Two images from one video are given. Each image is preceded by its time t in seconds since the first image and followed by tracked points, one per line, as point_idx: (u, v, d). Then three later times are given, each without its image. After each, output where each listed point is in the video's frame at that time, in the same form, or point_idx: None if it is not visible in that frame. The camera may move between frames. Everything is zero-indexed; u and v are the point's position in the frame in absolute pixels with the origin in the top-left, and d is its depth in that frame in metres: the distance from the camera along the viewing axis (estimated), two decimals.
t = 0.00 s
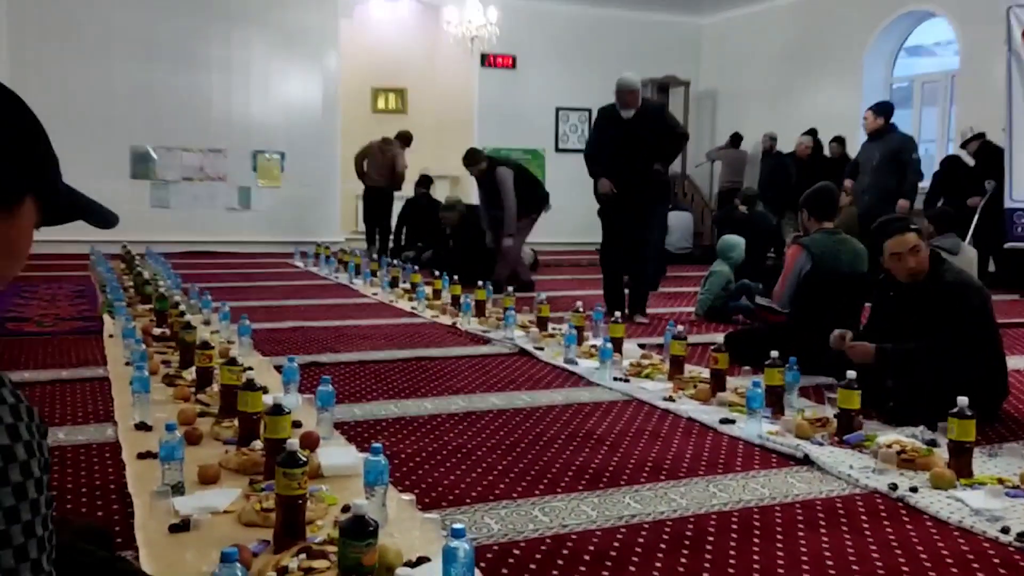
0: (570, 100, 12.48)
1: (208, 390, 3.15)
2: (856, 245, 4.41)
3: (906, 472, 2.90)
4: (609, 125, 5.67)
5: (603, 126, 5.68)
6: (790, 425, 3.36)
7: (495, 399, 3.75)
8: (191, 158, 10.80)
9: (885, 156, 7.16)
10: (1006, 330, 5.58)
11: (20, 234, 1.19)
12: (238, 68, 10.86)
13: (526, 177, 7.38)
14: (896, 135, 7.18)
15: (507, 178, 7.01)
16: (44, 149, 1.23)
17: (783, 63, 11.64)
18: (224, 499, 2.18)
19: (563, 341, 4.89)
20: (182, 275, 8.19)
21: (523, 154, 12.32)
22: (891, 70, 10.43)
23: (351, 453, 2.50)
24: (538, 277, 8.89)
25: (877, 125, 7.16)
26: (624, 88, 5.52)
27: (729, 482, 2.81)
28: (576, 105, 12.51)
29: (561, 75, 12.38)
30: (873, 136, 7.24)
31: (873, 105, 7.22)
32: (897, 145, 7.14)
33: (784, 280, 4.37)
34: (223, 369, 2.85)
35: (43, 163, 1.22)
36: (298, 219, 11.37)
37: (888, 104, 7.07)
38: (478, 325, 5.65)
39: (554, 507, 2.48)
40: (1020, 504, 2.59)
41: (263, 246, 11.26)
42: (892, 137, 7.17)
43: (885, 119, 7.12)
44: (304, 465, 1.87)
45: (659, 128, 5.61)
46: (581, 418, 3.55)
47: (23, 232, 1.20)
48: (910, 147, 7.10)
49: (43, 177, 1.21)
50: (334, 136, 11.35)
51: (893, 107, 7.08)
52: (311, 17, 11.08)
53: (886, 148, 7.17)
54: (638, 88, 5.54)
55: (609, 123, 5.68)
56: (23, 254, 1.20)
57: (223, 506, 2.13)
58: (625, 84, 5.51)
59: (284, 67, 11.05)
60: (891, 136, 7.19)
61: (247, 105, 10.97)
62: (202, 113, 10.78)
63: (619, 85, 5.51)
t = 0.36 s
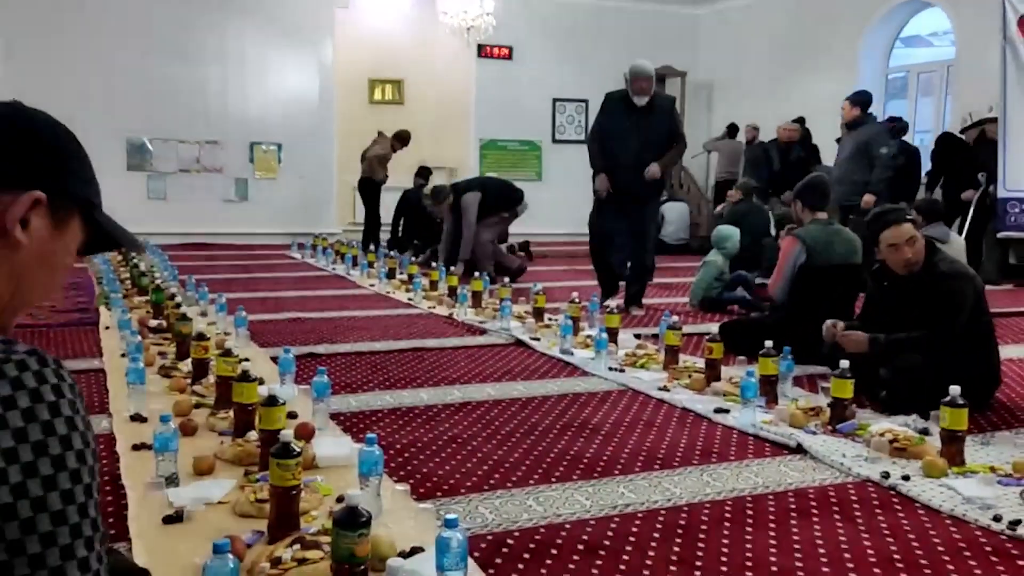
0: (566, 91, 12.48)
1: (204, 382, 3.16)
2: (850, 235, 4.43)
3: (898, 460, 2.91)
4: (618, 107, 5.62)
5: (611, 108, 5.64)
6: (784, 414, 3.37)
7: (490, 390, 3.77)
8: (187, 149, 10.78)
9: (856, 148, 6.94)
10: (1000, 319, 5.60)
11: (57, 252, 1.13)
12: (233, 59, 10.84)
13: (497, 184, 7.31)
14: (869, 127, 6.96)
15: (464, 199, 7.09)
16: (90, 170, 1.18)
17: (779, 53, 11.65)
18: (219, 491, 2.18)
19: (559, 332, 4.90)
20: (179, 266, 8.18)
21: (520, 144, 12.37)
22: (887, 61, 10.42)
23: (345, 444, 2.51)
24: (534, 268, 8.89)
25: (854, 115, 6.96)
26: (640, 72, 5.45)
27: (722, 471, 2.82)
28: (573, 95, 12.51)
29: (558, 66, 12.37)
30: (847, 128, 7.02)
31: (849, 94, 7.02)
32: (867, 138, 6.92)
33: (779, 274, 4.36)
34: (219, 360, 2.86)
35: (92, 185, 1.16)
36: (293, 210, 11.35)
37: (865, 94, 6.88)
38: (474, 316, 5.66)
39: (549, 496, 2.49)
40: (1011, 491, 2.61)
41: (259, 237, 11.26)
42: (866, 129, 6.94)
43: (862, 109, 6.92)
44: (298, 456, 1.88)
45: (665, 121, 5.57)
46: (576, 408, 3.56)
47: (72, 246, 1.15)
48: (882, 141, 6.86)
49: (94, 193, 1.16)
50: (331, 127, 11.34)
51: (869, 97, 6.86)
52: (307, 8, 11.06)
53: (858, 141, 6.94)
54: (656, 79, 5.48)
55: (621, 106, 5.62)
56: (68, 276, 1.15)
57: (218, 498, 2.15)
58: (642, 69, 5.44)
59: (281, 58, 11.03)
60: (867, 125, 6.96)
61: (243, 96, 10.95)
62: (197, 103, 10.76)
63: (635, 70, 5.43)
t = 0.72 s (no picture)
0: (557, 86, 12.47)
1: (192, 378, 3.15)
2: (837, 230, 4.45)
3: (884, 454, 2.93)
4: (604, 103, 5.58)
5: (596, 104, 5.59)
6: (773, 409, 3.38)
7: (480, 385, 3.77)
8: (176, 145, 10.75)
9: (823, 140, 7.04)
10: (987, 313, 5.63)
11: (90, 279, 1.21)
12: (223, 54, 10.79)
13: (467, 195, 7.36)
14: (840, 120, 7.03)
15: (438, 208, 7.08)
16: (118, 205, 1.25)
17: (769, 49, 11.67)
18: (205, 487, 2.18)
19: (549, 327, 4.91)
20: (168, 262, 8.16)
21: (511, 139, 12.37)
22: (877, 56, 10.44)
23: (333, 440, 2.50)
24: (525, 263, 8.90)
25: (828, 109, 7.08)
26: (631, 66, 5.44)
27: (711, 465, 2.83)
28: (564, 90, 12.50)
29: (548, 61, 12.36)
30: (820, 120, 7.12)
31: (827, 89, 7.14)
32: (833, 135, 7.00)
33: (768, 268, 4.36)
34: (207, 357, 2.85)
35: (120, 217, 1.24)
36: (281, 207, 11.33)
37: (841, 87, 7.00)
38: (465, 311, 5.66)
39: (537, 492, 2.50)
40: (997, 485, 2.63)
41: (249, 233, 11.24)
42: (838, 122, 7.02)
43: (836, 103, 7.04)
44: (286, 452, 1.87)
45: (653, 116, 5.60)
46: (565, 403, 3.57)
47: (102, 272, 1.23)
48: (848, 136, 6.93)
49: (124, 224, 1.24)
50: (322, 121, 11.32)
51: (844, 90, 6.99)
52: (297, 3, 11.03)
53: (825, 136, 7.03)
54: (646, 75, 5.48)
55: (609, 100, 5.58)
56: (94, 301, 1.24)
57: (205, 494, 2.15)
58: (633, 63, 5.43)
59: (271, 53, 11.01)
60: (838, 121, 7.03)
61: (233, 91, 10.90)
62: (187, 97, 10.72)
63: (626, 64, 5.43)
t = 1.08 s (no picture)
0: (539, 84, 12.45)
1: (170, 378, 3.15)
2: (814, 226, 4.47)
3: (862, 450, 2.96)
4: (572, 108, 5.56)
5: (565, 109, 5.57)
6: (753, 405, 3.40)
7: (461, 383, 3.77)
8: (155, 143, 10.67)
9: (786, 136, 7.35)
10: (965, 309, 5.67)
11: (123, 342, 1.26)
12: (202, 51, 10.72)
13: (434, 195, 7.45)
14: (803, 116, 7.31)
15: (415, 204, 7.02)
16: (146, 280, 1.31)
17: (750, 46, 11.72)
18: (182, 488, 2.17)
19: (531, 325, 4.91)
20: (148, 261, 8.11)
21: (494, 138, 12.32)
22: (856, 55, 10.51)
23: (312, 440, 2.50)
24: (507, 261, 8.90)
25: (792, 106, 7.35)
26: (601, 70, 5.40)
27: (691, 462, 2.85)
28: (546, 89, 12.49)
29: (530, 59, 12.34)
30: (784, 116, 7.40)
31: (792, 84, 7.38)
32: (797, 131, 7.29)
33: (749, 264, 4.36)
34: (185, 357, 2.85)
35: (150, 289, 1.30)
36: (262, 206, 11.27)
37: (802, 84, 7.22)
38: (447, 310, 5.66)
39: (517, 490, 2.50)
40: (973, 479, 2.65)
41: (230, 232, 11.18)
42: (800, 120, 7.30)
43: (798, 100, 7.29)
44: (262, 453, 1.87)
45: (624, 117, 5.62)
46: (546, 401, 3.57)
47: (129, 342, 1.28)
48: (809, 134, 7.22)
49: (151, 298, 1.30)
50: (303, 120, 11.27)
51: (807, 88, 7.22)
52: None
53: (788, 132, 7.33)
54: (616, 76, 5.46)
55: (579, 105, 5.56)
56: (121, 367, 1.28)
57: (181, 496, 2.14)
58: (603, 67, 5.39)
59: (251, 51, 10.94)
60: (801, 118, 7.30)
61: (213, 89, 10.84)
62: (166, 95, 10.65)
63: (595, 69, 5.39)
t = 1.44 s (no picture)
0: (516, 88, 12.48)
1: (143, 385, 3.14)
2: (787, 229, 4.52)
3: (834, 451, 2.99)
4: (542, 116, 5.53)
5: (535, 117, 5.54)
6: (727, 407, 3.43)
7: (437, 388, 3.77)
8: (129, 146, 10.59)
9: (741, 143, 7.21)
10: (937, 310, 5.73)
11: (118, 407, 1.41)
12: (176, 53, 10.66)
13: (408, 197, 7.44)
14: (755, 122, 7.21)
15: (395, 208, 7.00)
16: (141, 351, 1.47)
17: (725, 50, 11.81)
18: (152, 497, 2.17)
19: (507, 328, 4.92)
20: (121, 266, 8.05)
21: (470, 141, 12.38)
22: (828, 60, 10.63)
23: (285, 446, 2.50)
24: (484, 264, 8.91)
25: (744, 112, 7.26)
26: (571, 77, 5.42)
27: (665, 465, 2.87)
28: (522, 92, 12.52)
29: (507, 63, 12.39)
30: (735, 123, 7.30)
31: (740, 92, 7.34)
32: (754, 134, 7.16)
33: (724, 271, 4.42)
34: (157, 363, 2.86)
35: (144, 363, 1.46)
36: (237, 210, 11.21)
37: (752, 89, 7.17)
38: (424, 314, 5.65)
39: (492, 494, 2.50)
40: (942, 479, 2.69)
41: (205, 237, 11.10)
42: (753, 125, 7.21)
43: (750, 105, 7.22)
44: (233, 459, 1.87)
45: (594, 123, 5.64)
46: (522, 405, 3.58)
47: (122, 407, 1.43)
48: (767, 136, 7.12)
49: (144, 369, 1.45)
50: (279, 123, 11.24)
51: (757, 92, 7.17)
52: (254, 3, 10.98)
53: (744, 136, 7.19)
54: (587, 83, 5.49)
55: (551, 113, 5.52)
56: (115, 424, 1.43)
57: (151, 504, 2.13)
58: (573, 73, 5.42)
59: (226, 55, 10.90)
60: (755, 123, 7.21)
61: (188, 92, 10.78)
62: (140, 98, 10.58)
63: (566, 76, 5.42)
